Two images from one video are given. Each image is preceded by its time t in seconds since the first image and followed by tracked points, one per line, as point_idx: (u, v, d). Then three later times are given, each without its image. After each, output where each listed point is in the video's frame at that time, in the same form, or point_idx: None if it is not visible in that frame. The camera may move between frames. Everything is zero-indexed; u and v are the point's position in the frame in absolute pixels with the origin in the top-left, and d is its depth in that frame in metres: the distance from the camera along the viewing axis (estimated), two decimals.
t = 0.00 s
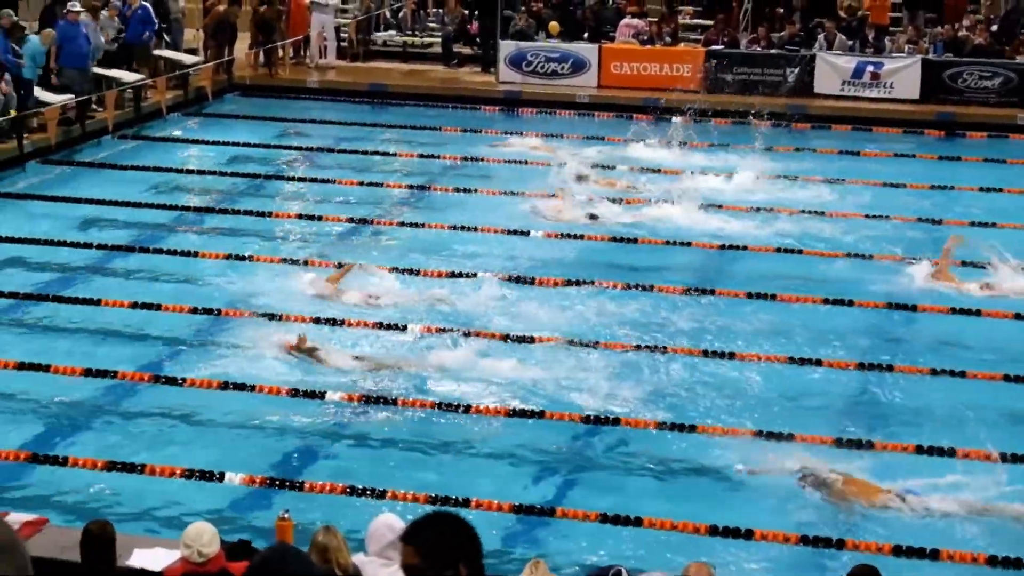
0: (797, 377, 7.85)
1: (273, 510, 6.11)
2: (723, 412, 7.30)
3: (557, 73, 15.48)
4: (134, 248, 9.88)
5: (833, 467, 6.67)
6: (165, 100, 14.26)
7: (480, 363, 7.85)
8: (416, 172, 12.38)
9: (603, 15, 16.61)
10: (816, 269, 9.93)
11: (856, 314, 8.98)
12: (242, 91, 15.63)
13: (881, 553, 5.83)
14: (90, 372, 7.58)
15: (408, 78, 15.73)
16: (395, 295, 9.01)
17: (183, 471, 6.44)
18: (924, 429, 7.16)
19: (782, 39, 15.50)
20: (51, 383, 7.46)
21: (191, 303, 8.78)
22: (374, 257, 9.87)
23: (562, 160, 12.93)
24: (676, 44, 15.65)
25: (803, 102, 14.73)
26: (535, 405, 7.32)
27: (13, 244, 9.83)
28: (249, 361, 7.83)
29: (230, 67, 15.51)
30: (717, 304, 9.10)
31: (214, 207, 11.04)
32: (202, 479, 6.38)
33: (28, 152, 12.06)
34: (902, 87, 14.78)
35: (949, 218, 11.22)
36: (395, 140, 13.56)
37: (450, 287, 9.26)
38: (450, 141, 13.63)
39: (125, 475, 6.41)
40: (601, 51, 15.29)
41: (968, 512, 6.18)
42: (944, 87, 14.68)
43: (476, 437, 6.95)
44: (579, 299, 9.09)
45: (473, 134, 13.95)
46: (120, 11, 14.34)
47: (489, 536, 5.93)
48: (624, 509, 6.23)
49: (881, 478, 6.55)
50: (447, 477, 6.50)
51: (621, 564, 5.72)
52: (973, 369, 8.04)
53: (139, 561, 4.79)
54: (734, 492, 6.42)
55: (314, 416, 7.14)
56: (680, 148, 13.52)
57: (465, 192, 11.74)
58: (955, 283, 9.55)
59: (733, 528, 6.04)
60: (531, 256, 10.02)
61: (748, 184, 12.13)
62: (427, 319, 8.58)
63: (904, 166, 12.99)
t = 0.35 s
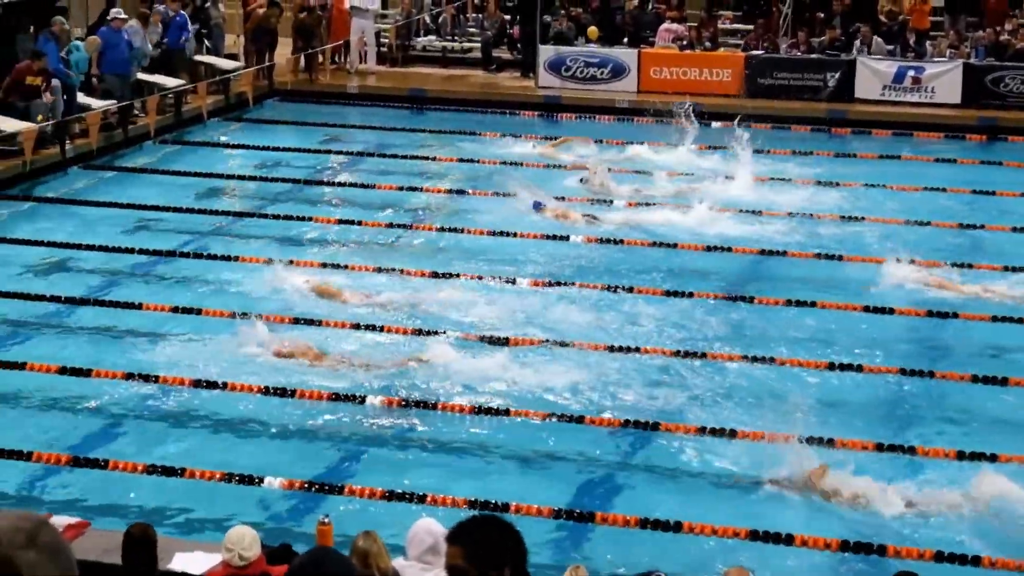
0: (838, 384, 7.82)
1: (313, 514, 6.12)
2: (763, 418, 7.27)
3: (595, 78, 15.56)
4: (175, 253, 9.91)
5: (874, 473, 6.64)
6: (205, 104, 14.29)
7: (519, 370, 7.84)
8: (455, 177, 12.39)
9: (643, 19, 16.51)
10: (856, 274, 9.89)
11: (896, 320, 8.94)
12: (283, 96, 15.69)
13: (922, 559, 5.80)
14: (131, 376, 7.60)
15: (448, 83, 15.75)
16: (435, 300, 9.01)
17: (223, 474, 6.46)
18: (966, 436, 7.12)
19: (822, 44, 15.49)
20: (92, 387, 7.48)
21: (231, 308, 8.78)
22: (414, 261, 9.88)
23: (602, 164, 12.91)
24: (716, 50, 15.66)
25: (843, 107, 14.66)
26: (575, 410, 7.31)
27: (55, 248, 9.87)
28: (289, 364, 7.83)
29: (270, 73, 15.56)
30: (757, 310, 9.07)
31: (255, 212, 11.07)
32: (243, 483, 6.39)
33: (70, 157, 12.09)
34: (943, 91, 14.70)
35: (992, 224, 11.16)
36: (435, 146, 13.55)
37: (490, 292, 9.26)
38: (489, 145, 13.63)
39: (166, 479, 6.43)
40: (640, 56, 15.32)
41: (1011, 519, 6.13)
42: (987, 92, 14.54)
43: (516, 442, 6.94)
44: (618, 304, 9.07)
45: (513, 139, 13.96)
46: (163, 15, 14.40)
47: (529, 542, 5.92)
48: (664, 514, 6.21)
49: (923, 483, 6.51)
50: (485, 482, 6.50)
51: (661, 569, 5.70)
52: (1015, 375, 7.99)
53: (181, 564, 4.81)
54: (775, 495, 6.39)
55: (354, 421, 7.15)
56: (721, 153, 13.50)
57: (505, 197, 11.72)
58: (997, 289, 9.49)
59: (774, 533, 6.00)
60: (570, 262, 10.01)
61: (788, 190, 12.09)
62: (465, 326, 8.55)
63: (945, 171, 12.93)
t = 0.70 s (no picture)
0: (877, 390, 7.79)
1: (351, 518, 6.12)
2: (803, 425, 7.24)
3: (636, 84, 15.49)
4: (215, 257, 9.94)
5: (914, 481, 6.59)
6: (246, 108, 14.32)
7: (558, 376, 7.82)
8: (494, 182, 12.38)
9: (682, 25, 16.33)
10: (896, 279, 9.85)
11: (937, 327, 8.90)
12: (323, 100, 15.76)
13: (962, 568, 5.75)
14: (170, 379, 7.62)
15: (488, 88, 15.77)
16: (474, 305, 9.01)
17: (261, 477, 6.47)
18: (1006, 445, 7.07)
19: (862, 50, 15.43)
20: (131, 389, 7.50)
21: (270, 312, 8.79)
22: (452, 266, 9.89)
23: (641, 170, 12.88)
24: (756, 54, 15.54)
25: (883, 112, 14.61)
26: (614, 416, 7.29)
27: (95, 252, 9.92)
28: (328, 368, 7.84)
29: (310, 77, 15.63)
30: (796, 316, 9.04)
31: (294, 216, 11.10)
32: (282, 487, 6.40)
33: (111, 161, 12.13)
34: (985, 97, 14.61)
35: None
36: (474, 151, 13.52)
37: (529, 297, 9.26)
38: (529, 149, 13.63)
39: (204, 482, 6.45)
40: (680, 61, 15.25)
41: None
42: None
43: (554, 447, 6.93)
44: (657, 310, 9.05)
45: (551, 144, 13.96)
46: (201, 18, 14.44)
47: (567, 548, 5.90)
48: (702, 518, 6.19)
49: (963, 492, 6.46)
50: (523, 488, 6.48)
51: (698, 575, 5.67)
52: None
53: (219, 567, 4.80)
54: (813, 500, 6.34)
55: (392, 425, 7.15)
56: (760, 159, 13.47)
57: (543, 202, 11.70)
58: None
59: (813, 539, 5.96)
60: (609, 267, 10.00)
61: (828, 197, 12.05)
62: (504, 331, 8.53)
63: (987, 177, 12.87)
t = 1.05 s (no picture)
0: (923, 398, 7.76)
1: (394, 524, 6.12)
2: (849, 433, 7.19)
3: (679, 89, 15.45)
4: (260, 260, 9.96)
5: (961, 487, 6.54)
6: (291, 114, 14.35)
7: (602, 382, 7.81)
8: (537, 187, 12.36)
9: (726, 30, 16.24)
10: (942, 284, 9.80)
11: (983, 334, 8.85)
12: (368, 105, 15.83)
13: None
14: (215, 384, 7.63)
15: (532, 92, 15.79)
16: (518, 311, 9.00)
17: (305, 482, 6.47)
18: None
19: (907, 55, 15.37)
20: (176, 393, 7.52)
21: (314, 316, 8.80)
22: (496, 270, 9.89)
23: (685, 176, 12.85)
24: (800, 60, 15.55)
25: (930, 118, 14.55)
26: (658, 422, 7.26)
27: (141, 255, 9.96)
28: (371, 373, 7.83)
29: (355, 82, 15.69)
30: (842, 323, 8.99)
31: (339, 221, 11.12)
32: (325, 492, 6.40)
33: (156, 165, 12.18)
34: None
35: None
36: (518, 156, 13.52)
37: (572, 302, 9.25)
38: (573, 154, 13.63)
39: (248, 487, 6.46)
40: (725, 66, 15.18)
41: None
42: None
43: (598, 452, 6.90)
44: (701, 316, 9.02)
45: (596, 149, 13.95)
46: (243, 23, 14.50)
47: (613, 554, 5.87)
48: (746, 525, 6.14)
49: (1011, 500, 6.40)
50: (567, 494, 6.46)
51: None
52: None
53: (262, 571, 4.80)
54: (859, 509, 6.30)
55: (436, 430, 7.14)
56: (805, 164, 13.44)
57: (587, 208, 11.68)
58: None
59: (858, 549, 5.91)
60: (653, 272, 9.98)
61: (873, 203, 12.00)
62: (547, 336, 8.52)
63: None
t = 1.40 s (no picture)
0: (972, 405, 7.70)
1: (439, 529, 6.11)
2: (898, 440, 7.14)
3: (728, 94, 15.48)
4: (307, 265, 9.98)
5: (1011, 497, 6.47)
6: (340, 117, 14.39)
7: (649, 387, 7.79)
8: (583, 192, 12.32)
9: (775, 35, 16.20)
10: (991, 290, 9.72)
11: None
12: (416, 110, 15.87)
13: None
14: (262, 388, 7.65)
15: (579, 97, 15.76)
16: (566, 316, 8.99)
17: (351, 486, 6.47)
18: None
19: (957, 60, 15.28)
20: (224, 397, 7.54)
21: (361, 320, 8.79)
22: (542, 275, 9.88)
23: (732, 182, 12.79)
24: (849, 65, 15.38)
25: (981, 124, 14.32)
26: (706, 426, 7.24)
27: (189, 259, 9.99)
28: (419, 377, 7.84)
29: (402, 86, 15.65)
30: (891, 330, 8.93)
31: (385, 225, 11.13)
32: (371, 496, 6.40)
33: (205, 170, 12.23)
34: None
35: None
36: (565, 160, 13.49)
37: (618, 308, 9.22)
38: (621, 160, 13.62)
39: (295, 491, 6.47)
40: (772, 72, 15.17)
41: None
42: None
43: (645, 456, 6.88)
44: (748, 322, 8.98)
45: (643, 154, 13.93)
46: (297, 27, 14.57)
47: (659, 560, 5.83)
48: (793, 532, 6.10)
49: None
50: (614, 498, 6.44)
51: None
52: None
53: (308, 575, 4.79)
54: (906, 516, 6.25)
55: (483, 435, 7.14)
56: (853, 170, 13.37)
57: (634, 213, 11.64)
58: None
59: (906, 556, 5.87)
60: (700, 278, 9.94)
61: (922, 210, 11.93)
62: (593, 341, 8.51)
63: None
